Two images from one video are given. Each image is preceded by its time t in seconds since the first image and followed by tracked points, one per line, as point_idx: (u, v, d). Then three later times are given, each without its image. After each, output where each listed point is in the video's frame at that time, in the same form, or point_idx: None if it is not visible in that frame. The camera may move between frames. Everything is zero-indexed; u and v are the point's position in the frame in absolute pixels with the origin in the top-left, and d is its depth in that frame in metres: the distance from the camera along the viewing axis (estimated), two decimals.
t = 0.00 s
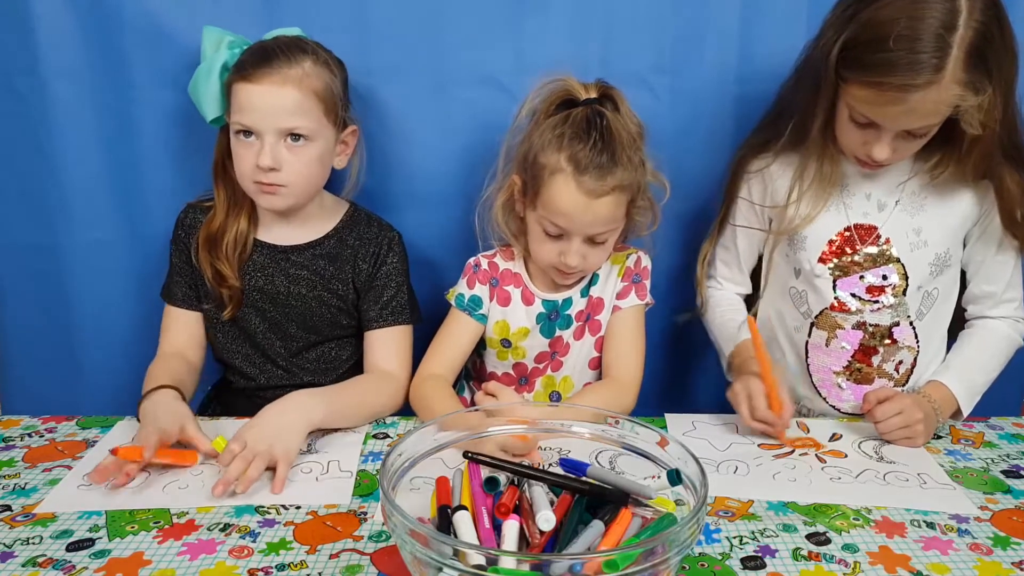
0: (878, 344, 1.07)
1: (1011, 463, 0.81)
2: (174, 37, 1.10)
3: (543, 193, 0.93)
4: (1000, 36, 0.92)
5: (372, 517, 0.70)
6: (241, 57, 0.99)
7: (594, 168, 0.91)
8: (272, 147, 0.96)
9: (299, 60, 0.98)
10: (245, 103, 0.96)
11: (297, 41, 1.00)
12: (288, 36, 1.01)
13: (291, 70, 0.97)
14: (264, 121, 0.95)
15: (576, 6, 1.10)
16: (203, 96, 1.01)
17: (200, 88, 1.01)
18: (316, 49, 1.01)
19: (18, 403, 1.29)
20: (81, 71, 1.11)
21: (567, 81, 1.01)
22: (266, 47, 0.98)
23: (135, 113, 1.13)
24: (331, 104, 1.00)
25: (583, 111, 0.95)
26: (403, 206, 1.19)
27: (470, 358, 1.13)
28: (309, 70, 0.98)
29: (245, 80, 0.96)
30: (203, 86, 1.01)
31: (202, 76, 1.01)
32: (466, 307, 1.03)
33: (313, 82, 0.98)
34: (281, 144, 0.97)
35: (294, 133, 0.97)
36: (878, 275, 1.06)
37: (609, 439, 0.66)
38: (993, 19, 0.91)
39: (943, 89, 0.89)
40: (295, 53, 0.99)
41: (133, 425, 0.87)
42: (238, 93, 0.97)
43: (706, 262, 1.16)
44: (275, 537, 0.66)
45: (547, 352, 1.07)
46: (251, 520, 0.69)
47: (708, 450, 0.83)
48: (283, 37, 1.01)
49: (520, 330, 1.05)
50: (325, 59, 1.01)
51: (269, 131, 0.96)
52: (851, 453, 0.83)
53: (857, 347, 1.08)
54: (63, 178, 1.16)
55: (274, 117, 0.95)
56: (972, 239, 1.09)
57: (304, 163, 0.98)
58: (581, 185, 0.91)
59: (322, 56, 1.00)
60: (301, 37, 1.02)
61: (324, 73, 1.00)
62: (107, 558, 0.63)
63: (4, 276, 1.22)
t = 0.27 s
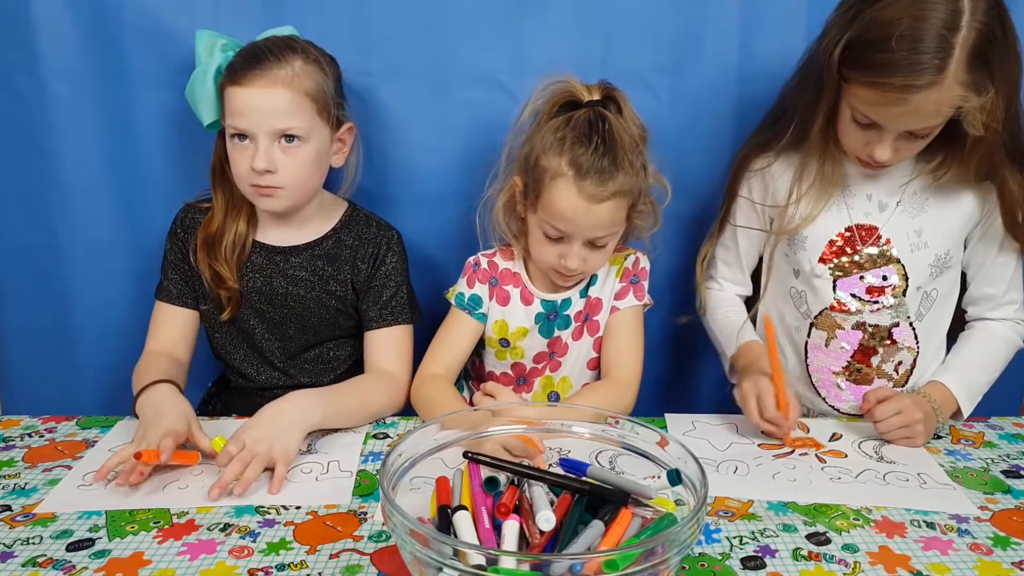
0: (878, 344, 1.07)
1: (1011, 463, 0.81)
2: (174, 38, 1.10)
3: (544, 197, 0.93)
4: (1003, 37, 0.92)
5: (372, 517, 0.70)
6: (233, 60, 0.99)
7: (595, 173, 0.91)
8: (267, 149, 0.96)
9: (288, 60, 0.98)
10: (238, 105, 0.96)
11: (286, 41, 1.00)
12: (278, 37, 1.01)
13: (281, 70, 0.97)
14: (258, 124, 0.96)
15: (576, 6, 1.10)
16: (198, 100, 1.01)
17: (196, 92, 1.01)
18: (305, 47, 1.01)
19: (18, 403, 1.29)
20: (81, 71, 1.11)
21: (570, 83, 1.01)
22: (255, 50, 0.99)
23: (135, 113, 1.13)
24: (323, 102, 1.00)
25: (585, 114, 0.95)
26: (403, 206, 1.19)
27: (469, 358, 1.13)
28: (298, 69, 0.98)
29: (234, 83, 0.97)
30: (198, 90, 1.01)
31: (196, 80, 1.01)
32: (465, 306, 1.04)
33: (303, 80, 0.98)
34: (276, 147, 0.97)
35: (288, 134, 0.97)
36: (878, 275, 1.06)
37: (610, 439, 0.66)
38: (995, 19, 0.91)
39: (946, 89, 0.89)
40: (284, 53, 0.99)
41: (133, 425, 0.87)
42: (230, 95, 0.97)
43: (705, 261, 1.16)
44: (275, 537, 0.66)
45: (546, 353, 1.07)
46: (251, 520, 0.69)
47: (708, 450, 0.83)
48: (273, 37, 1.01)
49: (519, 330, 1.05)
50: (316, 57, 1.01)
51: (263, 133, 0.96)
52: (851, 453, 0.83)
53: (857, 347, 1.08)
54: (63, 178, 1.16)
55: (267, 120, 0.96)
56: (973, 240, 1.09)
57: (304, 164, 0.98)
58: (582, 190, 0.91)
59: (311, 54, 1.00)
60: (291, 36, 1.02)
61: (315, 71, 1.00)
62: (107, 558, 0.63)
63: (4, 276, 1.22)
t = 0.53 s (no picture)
0: (878, 344, 1.07)
1: (1011, 463, 0.81)
2: (175, 38, 1.10)
3: (544, 199, 0.93)
4: (1006, 39, 0.92)
5: (372, 517, 0.70)
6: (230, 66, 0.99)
7: (595, 175, 0.91)
8: (267, 160, 0.96)
9: (285, 68, 0.98)
10: (234, 112, 0.96)
11: (283, 47, 1.00)
12: (275, 41, 1.01)
13: (277, 79, 0.97)
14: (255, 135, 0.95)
15: (576, 6, 1.10)
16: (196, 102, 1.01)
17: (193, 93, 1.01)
18: (302, 54, 1.01)
19: (18, 403, 1.29)
20: (81, 70, 1.11)
21: (570, 83, 1.01)
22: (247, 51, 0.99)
23: (135, 112, 1.13)
24: (321, 110, 1.00)
25: (586, 114, 0.95)
26: (402, 206, 1.19)
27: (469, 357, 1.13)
28: (295, 78, 0.98)
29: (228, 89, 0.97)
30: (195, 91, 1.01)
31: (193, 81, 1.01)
32: (464, 305, 1.03)
33: (299, 89, 0.98)
34: (275, 157, 0.96)
35: (287, 146, 0.96)
36: (878, 275, 1.06)
37: (610, 439, 0.66)
38: (998, 18, 0.91)
39: (949, 90, 0.89)
40: (281, 60, 0.99)
41: (133, 425, 0.87)
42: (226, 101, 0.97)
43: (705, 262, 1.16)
44: (275, 537, 0.66)
45: (546, 352, 1.07)
46: (251, 520, 0.69)
47: (708, 450, 0.83)
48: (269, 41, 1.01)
49: (519, 329, 1.05)
50: (312, 64, 1.01)
51: (262, 144, 0.96)
52: (851, 453, 0.83)
53: (858, 348, 1.08)
54: (63, 177, 1.16)
55: (266, 131, 0.95)
56: (975, 241, 1.09)
57: (303, 165, 0.98)
58: (582, 192, 0.91)
59: (308, 62, 1.00)
60: (288, 40, 1.02)
61: (311, 78, 1.00)
62: (107, 558, 0.63)
63: (4, 276, 1.22)
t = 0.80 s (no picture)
0: (878, 345, 1.08)
1: (1011, 463, 0.81)
2: (174, 37, 1.10)
3: (541, 198, 0.93)
4: (1005, 32, 0.92)
5: (372, 517, 0.69)
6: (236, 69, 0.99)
7: (592, 174, 0.91)
8: (274, 162, 0.96)
9: (293, 72, 0.98)
10: (242, 115, 0.96)
11: (291, 50, 1.00)
12: (282, 44, 1.01)
13: (286, 84, 0.97)
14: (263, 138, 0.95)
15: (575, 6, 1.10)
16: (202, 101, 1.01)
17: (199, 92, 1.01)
18: (310, 57, 1.01)
19: (18, 403, 1.29)
20: (81, 70, 1.11)
21: (566, 82, 1.01)
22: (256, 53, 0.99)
23: (135, 112, 1.13)
24: (328, 114, 1.00)
25: (582, 114, 0.95)
26: (403, 206, 1.19)
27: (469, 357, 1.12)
28: (303, 82, 0.98)
29: (235, 90, 0.97)
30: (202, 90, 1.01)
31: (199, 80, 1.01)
32: (464, 305, 1.03)
33: (307, 93, 0.98)
34: (283, 160, 0.97)
35: (295, 149, 0.97)
36: (879, 276, 1.06)
37: (610, 439, 0.66)
38: (997, 11, 0.91)
39: (948, 80, 0.89)
40: (289, 63, 0.99)
41: (133, 425, 0.87)
42: (234, 103, 0.97)
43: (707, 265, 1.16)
44: (275, 537, 0.66)
45: (546, 352, 1.07)
46: (251, 520, 0.69)
47: (708, 450, 0.83)
48: (277, 44, 1.01)
49: (518, 329, 1.05)
50: (320, 67, 1.01)
51: (270, 147, 0.96)
52: (850, 453, 0.83)
53: (858, 348, 1.08)
54: (63, 177, 1.16)
55: (274, 134, 0.95)
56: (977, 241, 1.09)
57: (303, 165, 0.98)
58: (579, 191, 0.91)
59: (316, 66, 1.00)
60: (294, 43, 1.02)
61: (319, 82, 1.00)
62: (107, 558, 0.63)
63: (4, 276, 1.22)
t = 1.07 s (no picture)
0: (880, 348, 1.07)
1: (1011, 463, 0.81)
2: (175, 37, 1.10)
3: (538, 198, 0.93)
4: None
5: (372, 517, 0.69)
6: (242, 67, 0.99)
7: (589, 173, 0.91)
8: (279, 158, 0.96)
9: (300, 70, 0.98)
10: (248, 110, 0.96)
11: (298, 49, 1.00)
12: (289, 42, 1.01)
13: (292, 82, 0.97)
14: (269, 134, 0.96)
15: (575, 6, 1.10)
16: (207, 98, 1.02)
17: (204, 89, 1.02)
18: (316, 56, 1.00)
19: (18, 403, 1.29)
20: (81, 70, 1.11)
21: (563, 83, 1.01)
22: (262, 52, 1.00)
23: (135, 113, 1.13)
24: (333, 113, 1.00)
25: (578, 114, 0.95)
26: (403, 207, 1.19)
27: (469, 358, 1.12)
28: (310, 80, 0.98)
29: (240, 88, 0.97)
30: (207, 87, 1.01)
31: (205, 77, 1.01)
32: (463, 305, 1.03)
33: (313, 91, 0.98)
34: (287, 157, 0.97)
35: (300, 145, 0.97)
36: (881, 280, 1.06)
37: (610, 439, 0.66)
38: None
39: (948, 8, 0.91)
40: (296, 62, 0.99)
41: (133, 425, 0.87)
42: (241, 99, 0.97)
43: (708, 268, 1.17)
44: (275, 537, 0.66)
45: (546, 353, 1.07)
46: (251, 520, 0.69)
47: (708, 450, 0.83)
48: (284, 42, 1.01)
49: (518, 329, 1.05)
50: (326, 66, 1.01)
51: (275, 143, 0.96)
52: (851, 453, 0.83)
53: (860, 352, 1.08)
54: (63, 177, 1.16)
55: (280, 130, 0.95)
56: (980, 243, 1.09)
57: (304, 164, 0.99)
58: (576, 191, 0.91)
59: (323, 65, 1.00)
60: (300, 41, 1.02)
61: (325, 81, 0.99)
62: (107, 558, 0.63)
63: (3, 276, 1.22)
